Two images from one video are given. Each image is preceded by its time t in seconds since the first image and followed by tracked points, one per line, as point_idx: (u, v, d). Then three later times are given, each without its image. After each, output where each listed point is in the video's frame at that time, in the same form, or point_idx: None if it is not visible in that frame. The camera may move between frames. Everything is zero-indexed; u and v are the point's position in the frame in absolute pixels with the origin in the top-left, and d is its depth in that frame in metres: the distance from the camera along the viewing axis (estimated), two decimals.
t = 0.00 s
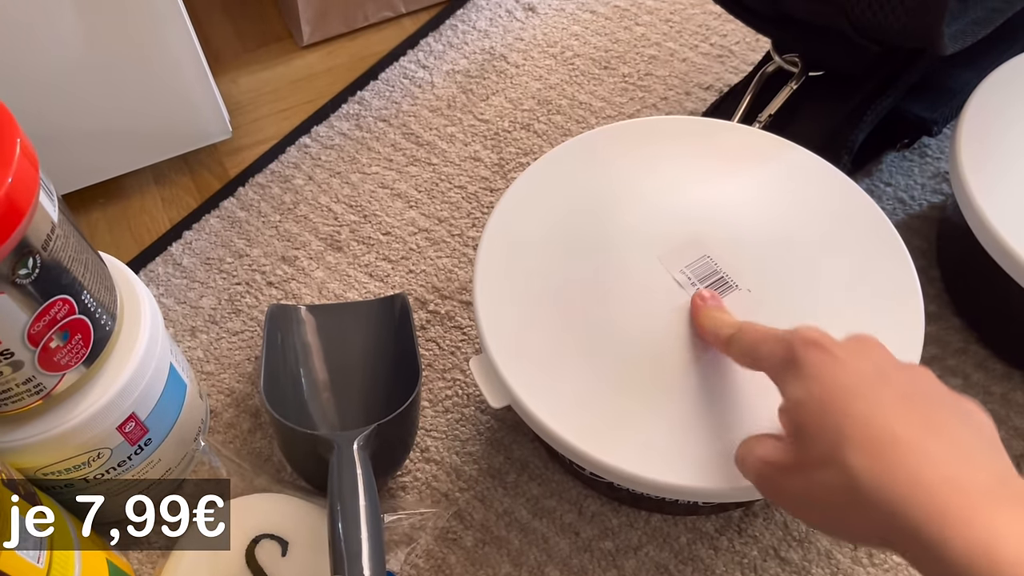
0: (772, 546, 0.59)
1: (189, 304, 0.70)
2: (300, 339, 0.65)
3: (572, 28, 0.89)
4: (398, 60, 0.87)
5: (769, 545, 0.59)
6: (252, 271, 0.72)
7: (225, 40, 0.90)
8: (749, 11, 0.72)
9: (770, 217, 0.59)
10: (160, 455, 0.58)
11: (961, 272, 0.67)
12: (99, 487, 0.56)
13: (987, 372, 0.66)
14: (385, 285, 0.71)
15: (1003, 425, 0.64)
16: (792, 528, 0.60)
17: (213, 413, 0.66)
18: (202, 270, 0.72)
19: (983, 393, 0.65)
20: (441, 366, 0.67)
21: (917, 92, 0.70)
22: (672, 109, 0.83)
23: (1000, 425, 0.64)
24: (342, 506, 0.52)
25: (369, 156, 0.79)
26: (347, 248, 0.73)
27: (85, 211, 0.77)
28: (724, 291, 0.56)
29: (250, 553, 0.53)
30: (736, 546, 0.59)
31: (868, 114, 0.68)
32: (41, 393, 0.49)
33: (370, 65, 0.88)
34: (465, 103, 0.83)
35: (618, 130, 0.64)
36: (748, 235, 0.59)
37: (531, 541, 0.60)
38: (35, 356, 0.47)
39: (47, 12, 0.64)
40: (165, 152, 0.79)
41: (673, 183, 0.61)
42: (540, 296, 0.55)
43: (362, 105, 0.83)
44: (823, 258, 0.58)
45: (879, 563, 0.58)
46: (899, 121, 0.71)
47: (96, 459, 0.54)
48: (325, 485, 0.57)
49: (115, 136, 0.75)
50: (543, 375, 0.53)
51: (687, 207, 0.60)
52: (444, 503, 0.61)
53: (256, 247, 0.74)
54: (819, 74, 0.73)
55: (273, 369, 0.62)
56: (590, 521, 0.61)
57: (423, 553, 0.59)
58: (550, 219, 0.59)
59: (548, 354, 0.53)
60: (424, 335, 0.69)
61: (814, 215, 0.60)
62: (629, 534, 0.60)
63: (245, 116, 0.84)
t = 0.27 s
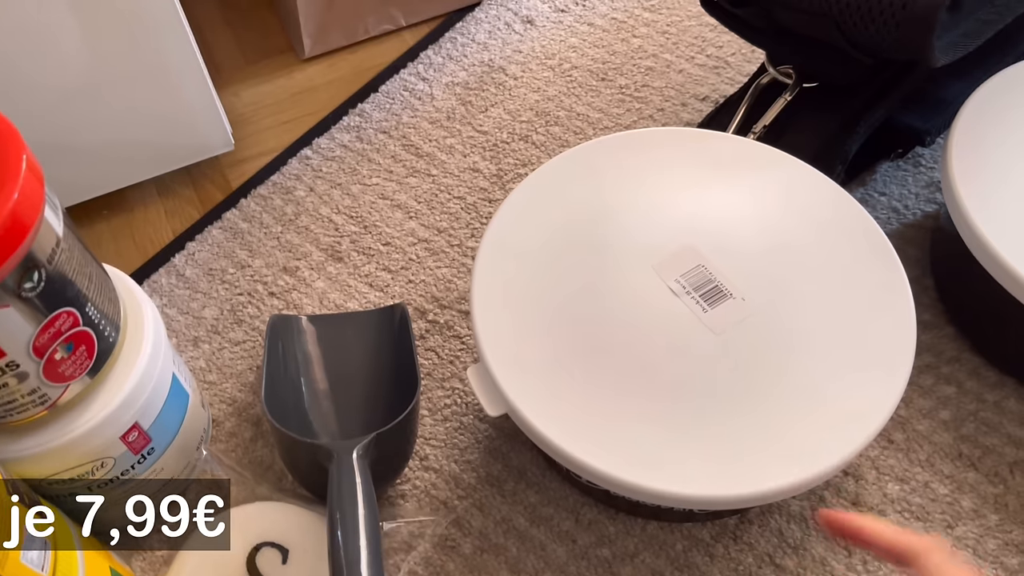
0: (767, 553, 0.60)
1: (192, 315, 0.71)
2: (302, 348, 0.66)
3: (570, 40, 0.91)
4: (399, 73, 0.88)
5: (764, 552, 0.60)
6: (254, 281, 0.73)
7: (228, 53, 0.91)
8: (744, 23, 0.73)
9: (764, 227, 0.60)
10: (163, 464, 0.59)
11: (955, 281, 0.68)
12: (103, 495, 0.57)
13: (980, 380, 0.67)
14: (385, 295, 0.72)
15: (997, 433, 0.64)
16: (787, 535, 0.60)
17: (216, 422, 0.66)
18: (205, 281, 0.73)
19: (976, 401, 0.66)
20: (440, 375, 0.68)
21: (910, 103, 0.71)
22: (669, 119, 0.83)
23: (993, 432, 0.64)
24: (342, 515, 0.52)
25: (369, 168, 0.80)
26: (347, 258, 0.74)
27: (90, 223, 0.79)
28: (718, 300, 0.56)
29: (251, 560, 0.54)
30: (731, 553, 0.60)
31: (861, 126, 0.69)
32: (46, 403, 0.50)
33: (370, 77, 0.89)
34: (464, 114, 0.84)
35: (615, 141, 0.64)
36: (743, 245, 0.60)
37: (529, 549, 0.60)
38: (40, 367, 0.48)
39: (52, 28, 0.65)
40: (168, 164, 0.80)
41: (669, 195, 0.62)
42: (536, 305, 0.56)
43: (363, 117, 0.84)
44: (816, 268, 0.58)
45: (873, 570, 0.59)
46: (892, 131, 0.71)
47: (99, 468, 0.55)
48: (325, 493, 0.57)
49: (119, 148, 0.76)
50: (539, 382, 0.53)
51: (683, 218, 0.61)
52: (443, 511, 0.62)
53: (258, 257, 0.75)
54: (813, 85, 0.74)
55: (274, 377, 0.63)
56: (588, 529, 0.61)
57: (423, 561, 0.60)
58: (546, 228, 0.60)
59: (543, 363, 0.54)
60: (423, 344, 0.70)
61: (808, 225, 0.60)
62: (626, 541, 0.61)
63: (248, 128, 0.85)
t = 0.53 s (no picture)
0: (767, 564, 0.59)
1: (190, 324, 0.71)
2: (300, 358, 0.66)
3: (569, 48, 0.90)
4: (398, 81, 0.88)
5: (765, 563, 0.59)
6: (253, 291, 0.73)
7: (227, 62, 0.91)
8: (742, 30, 0.73)
9: (764, 235, 0.60)
10: (160, 476, 0.58)
11: (956, 289, 0.68)
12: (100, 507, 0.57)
13: (983, 389, 0.66)
14: (383, 305, 0.72)
15: (999, 442, 0.64)
16: (788, 546, 0.60)
17: (213, 433, 0.66)
18: (204, 291, 0.73)
19: (978, 410, 0.65)
20: (438, 385, 0.68)
21: (911, 110, 0.70)
22: (669, 127, 0.83)
23: (996, 441, 0.64)
24: (338, 527, 0.52)
25: (368, 177, 0.80)
26: (346, 267, 0.74)
27: (88, 233, 0.78)
28: (717, 309, 0.56)
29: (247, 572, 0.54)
30: (732, 565, 0.59)
31: (860, 133, 0.69)
32: (40, 415, 0.50)
33: (369, 86, 0.89)
34: (463, 123, 0.84)
35: (613, 149, 0.64)
36: (742, 253, 0.59)
37: (528, 560, 0.60)
38: (34, 379, 0.47)
39: (49, 37, 0.65)
40: (167, 174, 0.80)
41: (668, 203, 0.61)
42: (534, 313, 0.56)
43: (362, 126, 0.84)
44: (816, 277, 0.58)
45: None
46: (893, 138, 0.71)
47: (95, 479, 0.54)
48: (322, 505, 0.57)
49: (117, 158, 0.76)
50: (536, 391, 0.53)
51: (682, 226, 0.60)
52: (442, 522, 0.62)
53: (257, 267, 0.74)
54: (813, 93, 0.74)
55: (271, 388, 0.63)
56: (587, 540, 0.61)
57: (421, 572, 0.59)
58: (543, 236, 0.59)
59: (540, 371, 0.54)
60: (422, 354, 0.69)
61: (808, 233, 0.60)
62: (626, 552, 0.60)
63: (246, 137, 0.85)
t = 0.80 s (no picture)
0: (772, 559, 0.61)
1: (210, 329, 0.73)
2: (317, 362, 0.68)
3: (576, 60, 0.93)
4: (410, 93, 0.90)
5: (770, 558, 0.61)
6: (271, 296, 0.75)
7: (244, 74, 0.94)
8: (745, 43, 0.75)
9: (768, 241, 0.62)
10: (185, 474, 0.61)
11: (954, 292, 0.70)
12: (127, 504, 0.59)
13: (981, 390, 0.68)
14: (398, 309, 0.74)
15: (997, 441, 0.66)
16: (792, 541, 0.62)
17: (234, 433, 0.68)
18: (224, 296, 0.75)
19: (976, 410, 0.67)
20: (452, 386, 0.70)
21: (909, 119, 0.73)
22: (674, 136, 0.86)
23: (993, 440, 0.66)
24: (359, 522, 0.54)
25: (382, 186, 0.82)
26: (361, 273, 0.76)
27: (111, 240, 0.81)
28: (722, 311, 0.58)
29: (271, 567, 0.56)
30: (737, 560, 0.61)
31: (860, 142, 0.72)
32: (75, 414, 0.52)
33: (382, 97, 0.91)
34: (474, 133, 0.86)
35: (622, 158, 0.66)
36: (747, 258, 0.61)
37: (540, 555, 0.62)
38: (70, 379, 0.50)
39: (76, 50, 0.68)
40: (186, 183, 0.82)
41: (674, 210, 0.64)
42: (546, 316, 0.58)
43: (376, 136, 0.86)
44: (818, 280, 0.60)
45: None
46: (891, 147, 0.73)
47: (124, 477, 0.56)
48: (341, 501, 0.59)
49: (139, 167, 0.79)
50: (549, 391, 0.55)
51: (688, 232, 0.63)
52: (456, 519, 0.64)
53: (275, 273, 0.77)
54: (814, 103, 0.76)
55: (290, 388, 0.65)
56: (597, 536, 0.63)
57: (436, 567, 0.61)
58: (554, 241, 0.62)
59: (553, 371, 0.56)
60: (435, 356, 0.72)
61: (810, 239, 0.62)
62: (634, 548, 0.62)
63: (263, 148, 0.87)
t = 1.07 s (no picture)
0: (773, 547, 0.64)
1: (232, 328, 0.76)
2: (335, 359, 0.71)
3: (583, 70, 0.96)
4: (422, 102, 0.94)
5: (772, 546, 0.64)
6: (290, 297, 0.78)
7: (261, 85, 0.97)
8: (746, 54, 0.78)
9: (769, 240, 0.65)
10: (210, 465, 0.64)
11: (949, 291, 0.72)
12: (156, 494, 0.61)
13: (975, 386, 0.71)
14: (412, 309, 0.77)
15: (990, 434, 0.68)
16: (793, 530, 0.64)
17: (256, 428, 0.71)
18: (244, 297, 0.78)
19: (970, 405, 0.70)
20: (465, 383, 0.73)
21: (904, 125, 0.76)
22: (677, 143, 0.88)
23: (987, 434, 0.68)
24: (379, 509, 0.57)
25: (396, 192, 0.85)
26: (376, 275, 0.79)
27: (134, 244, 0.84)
28: (724, 308, 0.61)
29: (295, 553, 0.58)
30: (741, 547, 0.64)
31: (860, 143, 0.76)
32: (110, 405, 0.55)
33: (395, 107, 0.94)
34: (484, 141, 0.89)
35: (630, 163, 0.69)
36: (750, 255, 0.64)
37: (551, 544, 0.65)
38: (107, 370, 0.52)
39: (105, 60, 0.71)
40: (206, 189, 0.85)
41: (680, 210, 0.66)
42: (558, 314, 0.61)
43: (390, 144, 0.89)
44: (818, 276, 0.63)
45: (876, 562, 0.63)
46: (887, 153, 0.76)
47: (154, 466, 0.59)
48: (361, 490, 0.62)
49: (162, 172, 0.82)
50: (561, 384, 0.58)
51: (693, 230, 0.65)
52: (470, 509, 0.66)
53: (293, 275, 0.80)
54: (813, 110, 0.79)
55: (310, 389, 0.68)
56: (605, 525, 0.65)
57: (451, 555, 0.64)
58: (564, 243, 0.65)
59: (565, 366, 0.59)
60: (449, 354, 0.74)
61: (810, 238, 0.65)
62: (641, 536, 0.65)
63: (280, 155, 0.90)
